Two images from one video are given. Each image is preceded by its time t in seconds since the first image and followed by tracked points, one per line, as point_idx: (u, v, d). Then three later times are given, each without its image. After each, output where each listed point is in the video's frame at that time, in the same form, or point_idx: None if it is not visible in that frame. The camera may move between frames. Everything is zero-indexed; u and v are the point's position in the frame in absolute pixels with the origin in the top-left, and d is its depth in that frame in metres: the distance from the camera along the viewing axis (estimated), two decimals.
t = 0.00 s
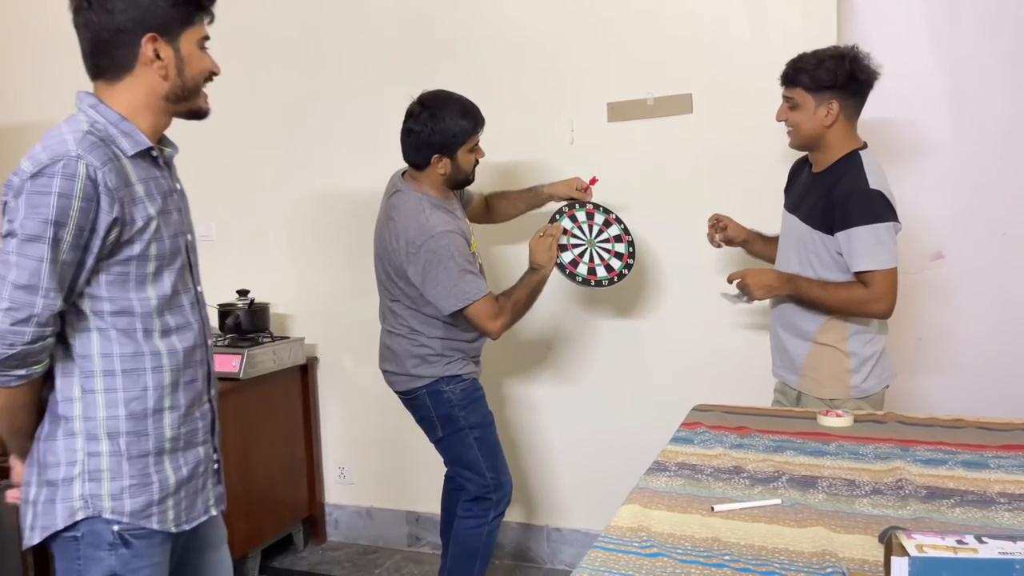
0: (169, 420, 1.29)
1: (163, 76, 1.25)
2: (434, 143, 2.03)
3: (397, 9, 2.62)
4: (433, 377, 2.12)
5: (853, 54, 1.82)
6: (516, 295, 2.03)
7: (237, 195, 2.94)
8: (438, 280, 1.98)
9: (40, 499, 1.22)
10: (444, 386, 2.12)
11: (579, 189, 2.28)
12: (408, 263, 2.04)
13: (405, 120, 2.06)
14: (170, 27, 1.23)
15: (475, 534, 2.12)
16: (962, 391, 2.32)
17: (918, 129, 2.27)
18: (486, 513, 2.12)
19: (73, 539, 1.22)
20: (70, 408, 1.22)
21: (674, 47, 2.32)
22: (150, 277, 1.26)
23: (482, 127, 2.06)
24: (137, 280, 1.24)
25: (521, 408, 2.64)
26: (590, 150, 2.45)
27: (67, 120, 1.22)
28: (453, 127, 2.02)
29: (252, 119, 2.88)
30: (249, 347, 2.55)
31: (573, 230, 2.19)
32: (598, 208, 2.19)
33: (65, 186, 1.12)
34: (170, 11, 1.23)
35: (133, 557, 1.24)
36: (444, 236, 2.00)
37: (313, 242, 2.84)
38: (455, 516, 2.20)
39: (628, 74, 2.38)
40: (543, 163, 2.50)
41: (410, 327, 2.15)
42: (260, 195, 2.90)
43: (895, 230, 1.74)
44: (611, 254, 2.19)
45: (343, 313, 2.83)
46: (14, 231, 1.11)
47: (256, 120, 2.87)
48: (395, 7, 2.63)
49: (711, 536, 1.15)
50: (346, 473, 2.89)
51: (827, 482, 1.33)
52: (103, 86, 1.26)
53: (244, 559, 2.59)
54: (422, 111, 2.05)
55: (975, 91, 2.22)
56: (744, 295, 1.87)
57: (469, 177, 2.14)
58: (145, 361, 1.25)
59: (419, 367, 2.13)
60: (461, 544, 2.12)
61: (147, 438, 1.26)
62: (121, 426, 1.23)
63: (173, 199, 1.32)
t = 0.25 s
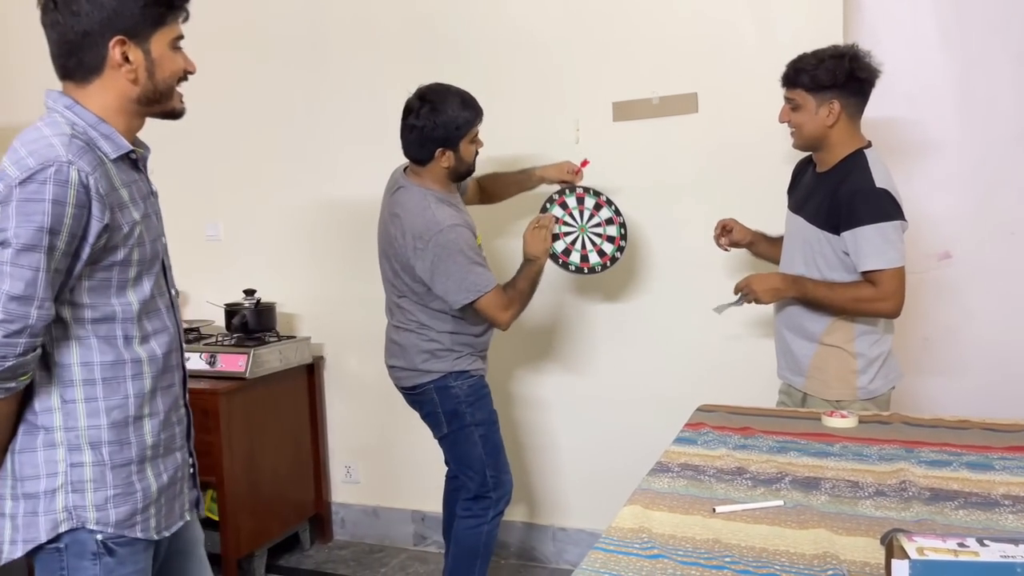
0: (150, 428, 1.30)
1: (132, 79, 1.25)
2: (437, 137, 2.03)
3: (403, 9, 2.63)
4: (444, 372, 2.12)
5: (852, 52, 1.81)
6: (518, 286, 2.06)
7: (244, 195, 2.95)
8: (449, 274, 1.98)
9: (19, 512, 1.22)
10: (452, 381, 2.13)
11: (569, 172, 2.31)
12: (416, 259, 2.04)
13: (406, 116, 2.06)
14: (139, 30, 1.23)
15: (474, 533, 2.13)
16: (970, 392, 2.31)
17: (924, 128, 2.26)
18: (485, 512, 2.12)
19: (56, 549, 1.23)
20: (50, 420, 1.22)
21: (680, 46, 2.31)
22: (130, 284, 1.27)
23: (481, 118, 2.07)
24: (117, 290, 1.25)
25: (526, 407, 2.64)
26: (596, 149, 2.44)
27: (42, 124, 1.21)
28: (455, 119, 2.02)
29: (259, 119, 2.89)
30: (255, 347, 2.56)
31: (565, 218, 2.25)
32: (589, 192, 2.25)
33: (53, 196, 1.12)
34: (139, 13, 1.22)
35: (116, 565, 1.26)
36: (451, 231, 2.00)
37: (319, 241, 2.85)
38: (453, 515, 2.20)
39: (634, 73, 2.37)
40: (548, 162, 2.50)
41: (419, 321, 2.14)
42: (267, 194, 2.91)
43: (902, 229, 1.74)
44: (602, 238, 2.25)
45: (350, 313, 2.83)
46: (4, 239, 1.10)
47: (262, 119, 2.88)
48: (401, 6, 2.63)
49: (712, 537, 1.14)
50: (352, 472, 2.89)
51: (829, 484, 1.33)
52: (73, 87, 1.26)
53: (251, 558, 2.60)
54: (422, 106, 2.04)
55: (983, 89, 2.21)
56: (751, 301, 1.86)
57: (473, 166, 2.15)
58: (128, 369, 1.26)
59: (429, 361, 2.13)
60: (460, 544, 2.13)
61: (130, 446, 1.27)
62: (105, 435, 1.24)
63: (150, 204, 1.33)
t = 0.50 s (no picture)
0: (145, 427, 1.31)
1: (111, 82, 1.25)
2: (453, 123, 2.05)
3: (408, 9, 2.63)
4: (456, 363, 2.12)
5: (849, 52, 1.80)
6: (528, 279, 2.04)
7: (252, 195, 2.96)
8: (474, 261, 2.00)
9: (18, 515, 1.21)
10: (463, 373, 2.13)
11: (543, 144, 2.36)
12: (436, 247, 2.04)
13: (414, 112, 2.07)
14: (113, 32, 1.22)
15: (469, 530, 2.15)
16: (978, 392, 2.29)
17: (929, 126, 2.25)
18: (479, 508, 2.14)
19: (57, 550, 1.23)
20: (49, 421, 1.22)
21: (685, 45, 2.31)
22: (127, 287, 1.28)
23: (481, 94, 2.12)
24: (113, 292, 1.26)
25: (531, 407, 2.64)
26: (600, 149, 2.44)
27: (34, 131, 1.21)
28: (464, 101, 2.05)
29: (266, 119, 2.90)
30: (261, 346, 2.58)
31: (537, 193, 2.39)
32: (560, 165, 2.38)
33: (59, 206, 1.13)
34: (112, 14, 1.21)
35: (116, 561, 1.27)
36: (474, 218, 2.02)
37: (326, 241, 2.86)
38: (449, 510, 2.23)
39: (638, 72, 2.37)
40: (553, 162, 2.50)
41: (435, 312, 2.14)
42: (274, 194, 2.92)
43: (908, 228, 1.73)
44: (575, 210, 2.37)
45: (356, 312, 2.84)
46: (11, 250, 1.09)
47: (269, 120, 2.90)
48: (406, 6, 2.63)
49: (708, 538, 1.14)
50: (358, 471, 2.90)
51: (829, 485, 1.32)
52: (53, 91, 1.25)
53: (257, 556, 2.61)
54: (428, 99, 2.05)
55: (990, 87, 2.19)
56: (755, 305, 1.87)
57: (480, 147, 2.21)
58: (126, 370, 1.27)
59: (442, 352, 2.13)
60: (456, 541, 2.15)
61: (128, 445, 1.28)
62: (106, 434, 1.25)
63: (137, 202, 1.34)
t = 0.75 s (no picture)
0: (145, 425, 1.33)
1: (119, 95, 1.25)
2: (475, 119, 2.07)
3: (412, 9, 2.64)
4: (467, 357, 2.14)
5: (850, 55, 1.79)
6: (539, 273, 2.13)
7: (258, 195, 2.98)
8: (499, 252, 2.04)
9: (21, 509, 1.23)
10: (473, 367, 2.15)
11: (539, 140, 2.35)
12: (463, 238, 2.05)
13: (433, 110, 2.09)
14: (122, 46, 1.22)
15: (469, 526, 2.16)
16: (983, 392, 2.28)
17: (933, 124, 2.24)
18: (479, 504, 2.16)
19: (57, 543, 1.24)
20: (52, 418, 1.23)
21: (688, 44, 2.31)
22: (131, 290, 1.29)
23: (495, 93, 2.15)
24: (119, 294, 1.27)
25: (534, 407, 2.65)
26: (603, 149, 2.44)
27: (43, 140, 1.21)
28: (484, 94, 2.08)
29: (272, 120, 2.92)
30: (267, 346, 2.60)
31: (522, 180, 2.40)
32: (552, 161, 2.40)
33: (67, 215, 1.14)
34: (122, 29, 1.21)
35: (117, 554, 1.28)
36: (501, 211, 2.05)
37: (330, 241, 2.87)
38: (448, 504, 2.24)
39: (642, 72, 2.37)
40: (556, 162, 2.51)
41: (448, 303, 2.15)
42: (279, 195, 2.94)
43: (911, 229, 1.72)
44: (551, 207, 2.39)
45: (361, 312, 2.86)
46: (19, 259, 1.11)
47: (275, 120, 2.91)
48: (410, 7, 2.64)
49: (705, 538, 1.14)
50: (364, 470, 2.92)
51: (828, 485, 1.32)
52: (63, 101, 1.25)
53: (263, 554, 2.63)
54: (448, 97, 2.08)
55: (993, 85, 2.18)
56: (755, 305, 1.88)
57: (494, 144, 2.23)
58: (128, 369, 1.28)
59: (454, 345, 2.14)
60: (457, 537, 2.17)
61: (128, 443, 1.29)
62: (106, 431, 1.26)
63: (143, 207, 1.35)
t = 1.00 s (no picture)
0: (162, 420, 1.34)
1: (150, 104, 1.29)
2: (492, 119, 2.09)
3: (415, 10, 2.65)
4: (477, 351, 2.15)
5: (853, 61, 1.77)
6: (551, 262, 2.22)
7: (263, 195, 2.99)
8: (516, 246, 2.08)
9: (42, 493, 1.26)
10: (482, 362, 2.16)
11: (552, 127, 2.41)
12: (480, 235, 2.07)
13: (450, 109, 2.10)
14: (155, 58, 1.26)
15: (472, 519, 2.17)
16: (987, 390, 2.28)
17: (937, 123, 2.23)
18: (483, 497, 2.16)
19: (72, 529, 1.26)
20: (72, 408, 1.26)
21: (690, 44, 2.31)
22: (153, 289, 1.31)
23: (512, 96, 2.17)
24: (140, 292, 1.29)
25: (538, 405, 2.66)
26: (606, 148, 2.45)
27: (76, 144, 1.25)
28: (501, 93, 2.11)
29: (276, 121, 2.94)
30: (272, 345, 2.61)
31: (538, 167, 2.45)
32: (567, 147, 2.43)
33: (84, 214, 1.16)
34: (157, 41, 1.25)
35: (128, 544, 1.29)
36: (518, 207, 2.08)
37: (335, 241, 2.89)
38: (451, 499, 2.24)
39: (644, 72, 2.38)
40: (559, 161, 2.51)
41: (461, 297, 2.16)
42: (285, 195, 2.96)
43: (915, 235, 1.72)
44: (569, 191, 2.43)
45: (365, 312, 2.87)
46: (38, 254, 1.14)
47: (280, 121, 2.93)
48: (413, 8, 2.65)
49: (702, 536, 1.15)
50: (369, 469, 2.93)
51: (826, 483, 1.33)
52: (99, 106, 1.30)
53: (268, 552, 2.64)
54: (466, 97, 2.09)
55: (998, 83, 2.18)
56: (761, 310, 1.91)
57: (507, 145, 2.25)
58: (146, 365, 1.30)
59: (465, 340, 2.15)
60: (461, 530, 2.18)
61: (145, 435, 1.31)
62: (123, 423, 1.28)
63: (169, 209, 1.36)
